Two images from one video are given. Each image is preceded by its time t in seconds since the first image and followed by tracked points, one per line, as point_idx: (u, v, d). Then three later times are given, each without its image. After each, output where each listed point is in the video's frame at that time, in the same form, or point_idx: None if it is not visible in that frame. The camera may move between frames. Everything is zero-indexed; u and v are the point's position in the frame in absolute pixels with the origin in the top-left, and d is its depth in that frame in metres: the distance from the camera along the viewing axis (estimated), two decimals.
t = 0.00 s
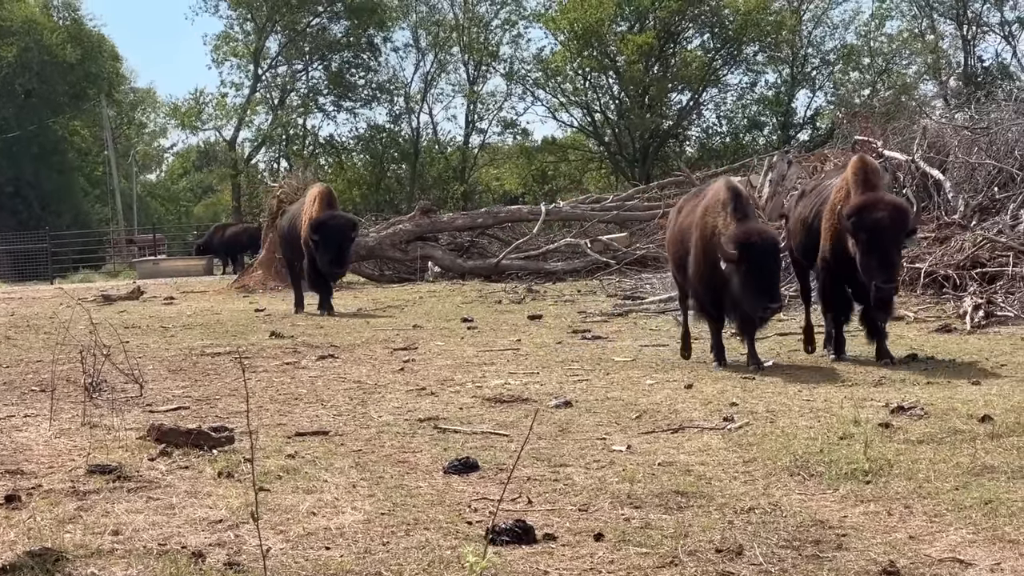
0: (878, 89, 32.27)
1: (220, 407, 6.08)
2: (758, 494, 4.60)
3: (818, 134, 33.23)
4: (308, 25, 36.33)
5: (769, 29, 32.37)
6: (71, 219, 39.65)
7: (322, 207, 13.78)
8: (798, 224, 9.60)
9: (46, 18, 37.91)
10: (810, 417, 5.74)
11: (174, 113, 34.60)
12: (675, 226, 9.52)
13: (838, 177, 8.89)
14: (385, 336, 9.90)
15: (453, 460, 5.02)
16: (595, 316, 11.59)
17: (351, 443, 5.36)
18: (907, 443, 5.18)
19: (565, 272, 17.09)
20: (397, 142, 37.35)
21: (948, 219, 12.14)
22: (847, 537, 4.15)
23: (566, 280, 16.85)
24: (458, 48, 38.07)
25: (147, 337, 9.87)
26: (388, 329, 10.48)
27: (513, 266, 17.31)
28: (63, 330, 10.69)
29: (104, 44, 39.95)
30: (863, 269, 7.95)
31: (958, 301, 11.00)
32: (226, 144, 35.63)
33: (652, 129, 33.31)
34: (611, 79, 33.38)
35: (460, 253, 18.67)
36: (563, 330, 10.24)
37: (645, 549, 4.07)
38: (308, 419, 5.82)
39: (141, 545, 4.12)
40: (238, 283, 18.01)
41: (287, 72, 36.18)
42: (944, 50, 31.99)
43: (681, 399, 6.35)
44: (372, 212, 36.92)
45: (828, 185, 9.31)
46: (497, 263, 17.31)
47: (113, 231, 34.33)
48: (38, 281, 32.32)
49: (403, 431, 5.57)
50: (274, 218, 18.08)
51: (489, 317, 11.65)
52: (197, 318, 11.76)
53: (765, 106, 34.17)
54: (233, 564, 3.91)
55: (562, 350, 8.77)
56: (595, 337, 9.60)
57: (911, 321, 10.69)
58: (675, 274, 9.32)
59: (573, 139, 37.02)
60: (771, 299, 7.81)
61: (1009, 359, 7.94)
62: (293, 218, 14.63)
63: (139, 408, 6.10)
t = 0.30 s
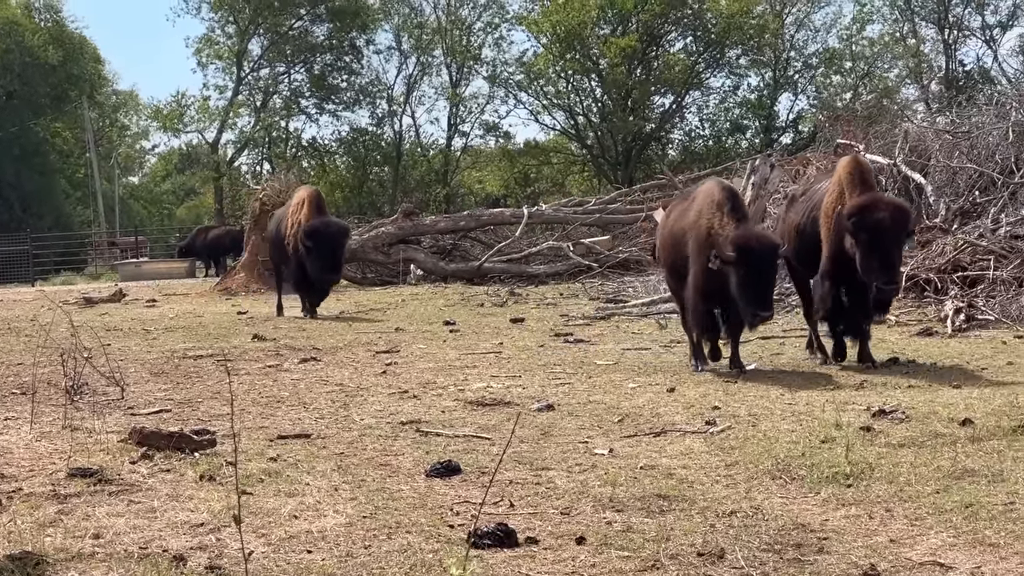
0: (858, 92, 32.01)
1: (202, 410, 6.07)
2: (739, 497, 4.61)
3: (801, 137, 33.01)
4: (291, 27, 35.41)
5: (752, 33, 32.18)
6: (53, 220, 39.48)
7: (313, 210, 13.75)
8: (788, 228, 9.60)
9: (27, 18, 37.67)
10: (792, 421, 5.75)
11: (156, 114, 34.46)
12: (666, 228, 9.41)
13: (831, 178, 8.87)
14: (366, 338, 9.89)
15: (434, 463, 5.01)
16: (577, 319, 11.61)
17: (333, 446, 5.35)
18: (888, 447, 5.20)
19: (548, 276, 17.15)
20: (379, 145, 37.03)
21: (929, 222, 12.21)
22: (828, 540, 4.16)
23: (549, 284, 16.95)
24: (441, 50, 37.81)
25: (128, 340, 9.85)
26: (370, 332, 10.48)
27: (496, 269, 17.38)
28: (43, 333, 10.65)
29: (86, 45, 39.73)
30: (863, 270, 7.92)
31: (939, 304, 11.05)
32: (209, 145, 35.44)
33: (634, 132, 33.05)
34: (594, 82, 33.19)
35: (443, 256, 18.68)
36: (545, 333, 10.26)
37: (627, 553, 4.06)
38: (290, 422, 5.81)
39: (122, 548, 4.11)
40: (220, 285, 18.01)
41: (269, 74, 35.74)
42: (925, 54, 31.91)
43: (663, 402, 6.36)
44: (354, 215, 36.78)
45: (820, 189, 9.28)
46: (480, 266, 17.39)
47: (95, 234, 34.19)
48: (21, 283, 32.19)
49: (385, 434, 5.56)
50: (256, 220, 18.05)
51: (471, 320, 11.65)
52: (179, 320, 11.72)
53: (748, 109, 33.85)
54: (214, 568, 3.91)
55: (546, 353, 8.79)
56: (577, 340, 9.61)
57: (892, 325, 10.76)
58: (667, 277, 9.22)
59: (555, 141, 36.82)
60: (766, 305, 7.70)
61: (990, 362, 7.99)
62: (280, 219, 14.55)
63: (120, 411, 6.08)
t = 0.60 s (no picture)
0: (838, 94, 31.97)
1: (181, 411, 6.06)
2: (718, 500, 4.60)
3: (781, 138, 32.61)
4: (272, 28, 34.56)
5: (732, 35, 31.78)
6: (32, 222, 39.23)
7: (303, 211, 13.64)
8: (771, 229, 9.61)
9: (7, 18, 37.31)
10: (770, 423, 5.76)
11: (138, 116, 34.20)
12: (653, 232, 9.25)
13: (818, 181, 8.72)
14: (346, 340, 9.90)
15: (413, 464, 5.00)
16: (557, 320, 11.63)
17: (312, 447, 5.34)
18: (866, 449, 5.21)
19: (527, 276, 17.23)
20: (360, 146, 36.61)
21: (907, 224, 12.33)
22: (806, 542, 4.15)
23: (528, 285, 16.95)
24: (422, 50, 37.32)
25: (108, 341, 9.81)
26: (350, 333, 10.48)
27: (475, 270, 17.36)
28: (22, 334, 10.59)
29: (67, 45, 39.42)
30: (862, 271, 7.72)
31: (918, 306, 11.15)
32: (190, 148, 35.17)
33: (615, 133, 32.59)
34: (574, 82, 32.88)
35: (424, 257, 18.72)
36: (525, 336, 10.25)
37: (605, 555, 4.06)
38: (269, 423, 5.80)
39: (99, 550, 4.08)
40: (198, 286, 17.95)
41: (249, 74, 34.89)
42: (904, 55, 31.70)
43: (642, 404, 6.37)
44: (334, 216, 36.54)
45: (804, 191, 9.25)
46: (460, 267, 17.29)
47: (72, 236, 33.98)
48: None
49: (363, 435, 5.55)
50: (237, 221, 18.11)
51: (451, 322, 11.65)
52: (160, 322, 11.68)
53: (728, 110, 33.60)
54: (192, 570, 3.89)
55: (527, 355, 8.80)
56: (557, 342, 9.62)
57: (871, 325, 10.87)
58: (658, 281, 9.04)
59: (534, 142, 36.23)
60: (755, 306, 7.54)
61: (970, 365, 8.06)
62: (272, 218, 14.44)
63: (99, 412, 6.07)
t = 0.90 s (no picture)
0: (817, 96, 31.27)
1: (160, 412, 6.06)
2: (698, 501, 4.61)
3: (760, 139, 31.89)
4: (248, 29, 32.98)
5: (712, 37, 30.48)
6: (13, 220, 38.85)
7: (296, 211, 13.37)
8: (752, 231, 9.72)
9: None
10: (749, 424, 5.79)
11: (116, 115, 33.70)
12: (639, 231, 9.10)
13: (805, 182, 8.61)
14: (326, 340, 9.93)
15: (392, 464, 5.00)
16: (536, 321, 11.68)
17: (290, 448, 5.34)
18: (845, 449, 5.25)
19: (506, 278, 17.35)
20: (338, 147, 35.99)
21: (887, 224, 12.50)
22: (784, 543, 4.16)
23: (508, 286, 17.07)
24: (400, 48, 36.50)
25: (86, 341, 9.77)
26: (329, 333, 10.49)
27: (455, 271, 17.38)
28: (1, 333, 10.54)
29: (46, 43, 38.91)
30: (859, 280, 7.67)
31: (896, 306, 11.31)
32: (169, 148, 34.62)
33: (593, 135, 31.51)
34: (554, 83, 31.86)
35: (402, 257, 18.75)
36: (503, 336, 10.25)
37: (584, 556, 4.07)
38: (248, 424, 5.80)
39: (78, 551, 4.06)
40: (179, 287, 17.92)
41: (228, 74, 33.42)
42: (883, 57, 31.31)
43: (621, 405, 6.39)
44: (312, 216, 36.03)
45: (788, 191, 9.26)
46: (439, 268, 17.29)
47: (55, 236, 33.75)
48: None
49: (342, 436, 5.55)
50: (215, 223, 18.08)
51: (430, 322, 11.66)
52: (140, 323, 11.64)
53: (708, 111, 32.71)
54: (170, 570, 3.88)
55: (507, 355, 8.84)
56: (536, 343, 9.66)
57: (849, 326, 11.00)
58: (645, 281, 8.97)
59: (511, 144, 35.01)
60: (748, 315, 7.47)
61: (947, 365, 8.20)
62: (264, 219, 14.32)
63: (78, 412, 6.06)
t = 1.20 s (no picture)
0: (798, 98, 31.00)
1: (140, 411, 6.05)
2: (677, 500, 4.63)
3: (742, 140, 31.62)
4: (229, 28, 32.42)
5: (692, 37, 29.89)
6: None
7: (282, 209, 13.36)
8: (742, 230, 9.73)
9: None
10: (730, 423, 5.82)
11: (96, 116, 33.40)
12: (630, 231, 9.05)
13: (802, 179, 8.55)
14: (306, 340, 9.91)
15: (373, 463, 5.01)
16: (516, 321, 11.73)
17: (271, 447, 5.34)
18: (825, 448, 5.28)
19: (487, 277, 17.35)
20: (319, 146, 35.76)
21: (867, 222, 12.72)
22: (764, 541, 4.18)
23: (488, 285, 17.08)
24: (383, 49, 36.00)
25: (64, 341, 9.72)
26: (309, 333, 10.50)
27: (435, 272, 17.38)
28: None
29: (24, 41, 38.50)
30: (857, 275, 7.60)
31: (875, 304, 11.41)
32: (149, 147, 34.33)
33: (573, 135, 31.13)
34: (534, 84, 31.37)
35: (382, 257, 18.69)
36: (484, 336, 10.27)
37: (564, 555, 4.07)
38: (229, 423, 5.80)
39: (57, 550, 4.05)
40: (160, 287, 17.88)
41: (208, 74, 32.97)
42: (863, 58, 31.23)
43: (601, 405, 6.42)
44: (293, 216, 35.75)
45: (782, 190, 9.23)
46: (419, 268, 17.29)
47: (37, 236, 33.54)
48: None
49: (323, 435, 5.56)
50: (194, 223, 18.10)
51: (411, 322, 11.67)
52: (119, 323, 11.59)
53: (689, 112, 32.19)
54: (150, 570, 3.88)
55: (488, 355, 8.86)
56: (516, 342, 9.70)
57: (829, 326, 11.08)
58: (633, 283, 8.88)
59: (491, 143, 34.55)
60: (743, 309, 7.42)
61: (925, 364, 8.28)
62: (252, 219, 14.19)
63: (57, 412, 6.05)
